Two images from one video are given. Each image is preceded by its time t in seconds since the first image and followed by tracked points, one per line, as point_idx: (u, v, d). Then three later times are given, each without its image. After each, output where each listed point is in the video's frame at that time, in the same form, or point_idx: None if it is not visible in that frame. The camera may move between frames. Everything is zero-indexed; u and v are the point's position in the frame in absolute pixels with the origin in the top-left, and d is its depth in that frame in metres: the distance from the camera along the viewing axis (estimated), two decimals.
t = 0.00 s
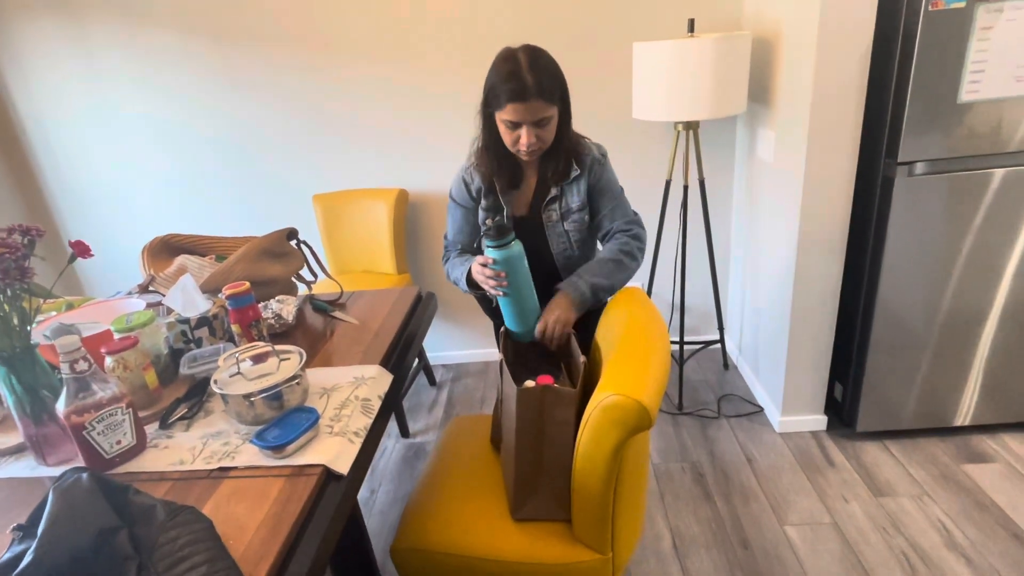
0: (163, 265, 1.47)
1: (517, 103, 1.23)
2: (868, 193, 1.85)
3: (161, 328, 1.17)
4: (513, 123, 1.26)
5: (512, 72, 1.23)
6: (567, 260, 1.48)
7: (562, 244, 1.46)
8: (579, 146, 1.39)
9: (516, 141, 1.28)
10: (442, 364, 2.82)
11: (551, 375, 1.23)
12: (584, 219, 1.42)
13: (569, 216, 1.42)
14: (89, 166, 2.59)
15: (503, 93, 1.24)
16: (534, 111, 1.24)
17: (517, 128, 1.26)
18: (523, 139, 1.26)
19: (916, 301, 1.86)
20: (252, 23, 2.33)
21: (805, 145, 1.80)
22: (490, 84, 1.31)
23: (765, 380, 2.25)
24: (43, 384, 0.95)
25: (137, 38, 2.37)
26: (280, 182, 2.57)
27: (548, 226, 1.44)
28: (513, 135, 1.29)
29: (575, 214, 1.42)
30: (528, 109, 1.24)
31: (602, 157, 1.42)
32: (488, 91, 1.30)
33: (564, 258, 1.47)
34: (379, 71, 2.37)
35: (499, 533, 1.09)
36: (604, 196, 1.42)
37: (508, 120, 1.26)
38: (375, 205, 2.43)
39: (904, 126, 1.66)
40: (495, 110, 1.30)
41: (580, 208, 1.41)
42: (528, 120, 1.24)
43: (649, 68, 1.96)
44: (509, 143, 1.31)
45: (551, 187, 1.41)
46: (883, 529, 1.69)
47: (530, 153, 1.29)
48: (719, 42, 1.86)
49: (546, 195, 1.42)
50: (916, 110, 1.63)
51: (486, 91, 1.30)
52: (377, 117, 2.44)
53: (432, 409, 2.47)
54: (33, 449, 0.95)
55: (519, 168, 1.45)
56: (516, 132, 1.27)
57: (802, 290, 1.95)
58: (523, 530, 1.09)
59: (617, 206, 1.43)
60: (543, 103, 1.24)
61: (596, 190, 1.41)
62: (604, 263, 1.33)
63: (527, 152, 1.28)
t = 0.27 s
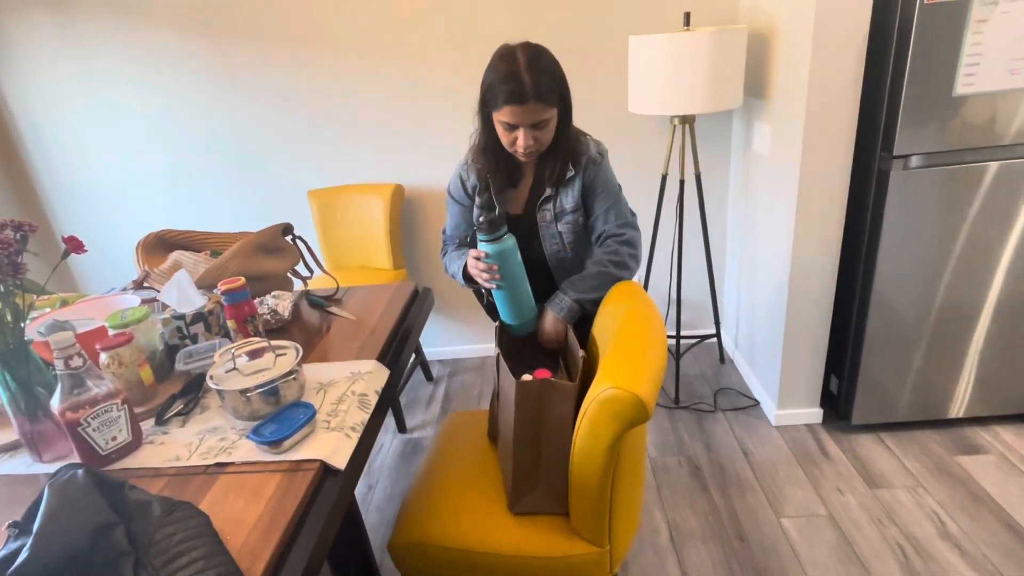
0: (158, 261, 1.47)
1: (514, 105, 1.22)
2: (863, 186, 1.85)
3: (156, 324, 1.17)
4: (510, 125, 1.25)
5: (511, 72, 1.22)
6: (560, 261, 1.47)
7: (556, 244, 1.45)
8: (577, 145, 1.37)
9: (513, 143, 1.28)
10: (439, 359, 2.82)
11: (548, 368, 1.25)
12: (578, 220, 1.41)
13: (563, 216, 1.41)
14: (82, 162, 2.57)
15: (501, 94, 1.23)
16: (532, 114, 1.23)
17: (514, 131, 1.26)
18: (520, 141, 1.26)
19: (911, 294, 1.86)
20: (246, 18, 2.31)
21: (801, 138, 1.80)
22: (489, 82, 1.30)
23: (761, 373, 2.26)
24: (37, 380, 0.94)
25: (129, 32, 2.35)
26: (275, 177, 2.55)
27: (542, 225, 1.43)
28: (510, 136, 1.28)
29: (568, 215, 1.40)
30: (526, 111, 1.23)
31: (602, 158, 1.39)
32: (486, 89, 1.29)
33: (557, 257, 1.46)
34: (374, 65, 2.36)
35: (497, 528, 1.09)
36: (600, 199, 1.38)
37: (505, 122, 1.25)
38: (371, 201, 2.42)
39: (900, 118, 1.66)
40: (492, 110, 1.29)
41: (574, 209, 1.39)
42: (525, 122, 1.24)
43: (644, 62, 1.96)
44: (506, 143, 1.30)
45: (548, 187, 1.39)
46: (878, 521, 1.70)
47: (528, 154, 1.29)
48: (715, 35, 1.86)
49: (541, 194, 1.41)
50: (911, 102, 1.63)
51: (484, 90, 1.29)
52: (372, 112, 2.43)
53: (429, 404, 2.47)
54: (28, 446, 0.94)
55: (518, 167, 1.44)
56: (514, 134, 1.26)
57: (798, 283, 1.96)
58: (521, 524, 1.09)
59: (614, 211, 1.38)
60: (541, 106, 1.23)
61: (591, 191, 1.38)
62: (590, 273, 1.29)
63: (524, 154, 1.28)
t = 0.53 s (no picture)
0: (149, 259, 1.46)
1: (507, 99, 1.22)
2: (857, 182, 1.85)
3: (148, 323, 1.16)
4: (503, 120, 1.25)
5: (503, 66, 1.22)
6: (555, 259, 1.45)
7: (549, 241, 1.42)
8: (570, 141, 1.36)
9: (506, 137, 1.28)
10: (434, 356, 2.82)
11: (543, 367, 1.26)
12: (571, 216, 1.39)
13: (555, 212, 1.39)
14: (74, 159, 2.56)
15: (493, 88, 1.23)
16: (525, 108, 1.23)
17: (507, 125, 1.26)
18: (513, 135, 1.26)
19: (905, 290, 1.87)
20: (238, 14, 2.29)
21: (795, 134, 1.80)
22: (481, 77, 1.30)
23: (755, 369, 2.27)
24: (27, 379, 0.94)
25: (121, 28, 2.34)
26: (269, 174, 2.54)
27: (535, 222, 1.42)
28: (503, 131, 1.28)
29: (562, 212, 1.38)
30: (519, 105, 1.23)
31: (594, 153, 1.37)
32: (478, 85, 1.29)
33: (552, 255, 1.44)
34: (368, 62, 2.35)
35: (491, 525, 1.09)
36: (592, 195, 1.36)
37: (498, 116, 1.25)
38: (365, 197, 2.41)
39: (893, 114, 1.66)
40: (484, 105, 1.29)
41: (566, 205, 1.38)
42: (518, 116, 1.23)
43: (639, 58, 1.95)
44: (499, 138, 1.30)
45: (540, 182, 1.39)
46: (871, 515, 1.70)
47: (521, 149, 1.29)
48: (709, 31, 1.85)
49: (535, 191, 1.40)
50: (905, 98, 1.64)
51: (476, 85, 1.28)
52: (366, 108, 2.42)
53: (425, 401, 2.47)
54: (18, 445, 0.94)
55: (512, 163, 1.44)
56: (506, 128, 1.26)
57: (792, 279, 1.96)
58: (514, 520, 1.09)
59: (608, 207, 1.35)
60: (534, 99, 1.23)
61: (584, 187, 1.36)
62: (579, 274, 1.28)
63: (517, 148, 1.28)
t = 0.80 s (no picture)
0: (145, 257, 1.46)
1: (508, 85, 1.22)
2: (853, 179, 1.86)
3: (144, 321, 1.16)
4: (504, 107, 1.24)
5: (501, 53, 1.22)
6: (548, 250, 1.44)
7: (541, 232, 1.42)
8: (560, 130, 1.36)
9: (507, 128, 1.27)
10: (431, 353, 2.82)
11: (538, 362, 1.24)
12: (561, 204, 1.38)
13: (546, 201, 1.39)
14: (69, 157, 2.54)
15: (493, 75, 1.23)
16: (526, 93, 1.23)
17: (510, 112, 1.25)
18: (515, 123, 1.25)
19: (900, 286, 1.87)
20: (234, 11, 2.29)
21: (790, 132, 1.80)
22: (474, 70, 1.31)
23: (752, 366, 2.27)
24: (23, 378, 0.93)
25: (115, 25, 2.32)
26: (265, 172, 2.54)
27: (527, 213, 1.42)
28: (504, 121, 1.27)
29: (552, 201, 1.38)
30: (520, 90, 1.22)
31: (584, 141, 1.37)
32: (474, 78, 1.29)
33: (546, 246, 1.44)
34: (364, 59, 2.34)
35: (488, 522, 1.09)
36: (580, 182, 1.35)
37: (499, 104, 1.24)
38: (362, 195, 2.41)
39: (888, 112, 1.66)
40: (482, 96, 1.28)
41: (557, 193, 1.37)
42: (519, 102, 1.23)
43: (635, 55, 1.95)
44: (499, 131, 1.29)
45: (531, 172, 1.39)
46: (867, 511, 1.71)
47: (522, 138, 1.28)
48: (705, 28, 1.85)
49: (526, 181, 1.41)
50: (900, 96, 1.64)
51: (473, 78, 1.29)
52: (362, 106, 2.41)
53: (422, 399, 2.47)
54: (14, 443, 0.94)
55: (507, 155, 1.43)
56: (509, 116, 1.25)
57: (788, 276, 1.97)
58: (511, 517, 1.10)
59: (596, 195, 1.34)
60: (533, 84, 1.23)
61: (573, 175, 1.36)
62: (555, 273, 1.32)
63: (519, 137, 1.27)
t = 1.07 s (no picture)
0: (141, 255, 1.45)
1: (526, 57, 1.22)
2: (849, 177, 1.86)
3: (140, 319, 1.16)
4: (529, 81, 1.23)
5: (502, 38, 1.23)
6: (541, 240, 1.43)
7: (533, 222, 1.42)
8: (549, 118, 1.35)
9: (538, 102, 1.26)
10: (429, 352, 2.82)
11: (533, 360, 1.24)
12: (551, 194, 1.37)
13: (537, 190, 1.38)
14: (65, 156, 2.54)
15: (499, 59, 1.22)
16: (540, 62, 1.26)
17: (533, 88, 1.25)
18: (543, 92, 1.25)
19: (896, 284, 1.88)
20: (230, 8, 2.28)
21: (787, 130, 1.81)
22: (467, 63, 1.26)
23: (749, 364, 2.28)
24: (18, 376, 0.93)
25: (111, 23, 2.32)
26: (263, 171, 2.53)
27: (519, 203, 1.41)
28: (529, 99, 1.25)
29: (543, 190, 1.37)
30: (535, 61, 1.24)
31: (575, 129, 1.34)
32: (472, 72, 1.25)
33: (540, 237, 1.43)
34: (361, 58, 2.34)
35: (485, 519, 1.09)
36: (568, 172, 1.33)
37: (524, 79, 1.23)
38: (359, 193, 2.41)
39: (884, 110, 1.67)
40: (499, 89, 1.24)
41: (547, 182, 1.36)
42: (538, 73, 1.24)
43: (632, 54, 1.96)
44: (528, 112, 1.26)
45: (521, 162, 1.38)
46: (863, 508, 1.72)
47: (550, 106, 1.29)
48: (702, 27, 1.85)
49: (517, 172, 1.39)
50: (896, 94, 1.64)
51: (471, 70, 1.25)
52: (359, 104, 2.41)
53: (419, 397, 2.47)
54: (10, 441, 0.94)
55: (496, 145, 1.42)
56: (535, 91, 1.25)
57: (785, 274, 1.97)
58: (509, 515, 1.10)
59: (587, 184, 1.33)
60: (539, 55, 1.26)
61: (561, 164, 1.34)
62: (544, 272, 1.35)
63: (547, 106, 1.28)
